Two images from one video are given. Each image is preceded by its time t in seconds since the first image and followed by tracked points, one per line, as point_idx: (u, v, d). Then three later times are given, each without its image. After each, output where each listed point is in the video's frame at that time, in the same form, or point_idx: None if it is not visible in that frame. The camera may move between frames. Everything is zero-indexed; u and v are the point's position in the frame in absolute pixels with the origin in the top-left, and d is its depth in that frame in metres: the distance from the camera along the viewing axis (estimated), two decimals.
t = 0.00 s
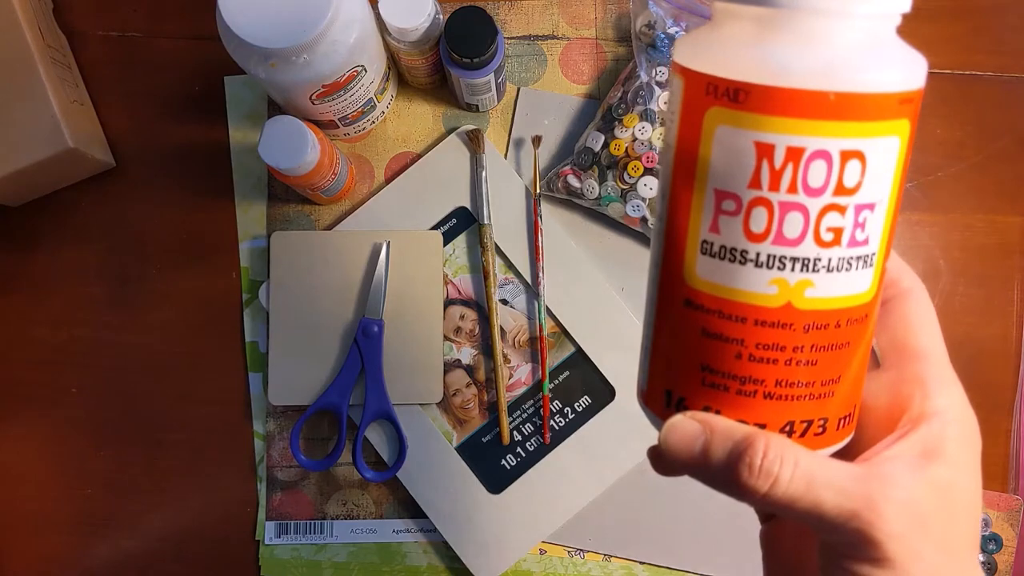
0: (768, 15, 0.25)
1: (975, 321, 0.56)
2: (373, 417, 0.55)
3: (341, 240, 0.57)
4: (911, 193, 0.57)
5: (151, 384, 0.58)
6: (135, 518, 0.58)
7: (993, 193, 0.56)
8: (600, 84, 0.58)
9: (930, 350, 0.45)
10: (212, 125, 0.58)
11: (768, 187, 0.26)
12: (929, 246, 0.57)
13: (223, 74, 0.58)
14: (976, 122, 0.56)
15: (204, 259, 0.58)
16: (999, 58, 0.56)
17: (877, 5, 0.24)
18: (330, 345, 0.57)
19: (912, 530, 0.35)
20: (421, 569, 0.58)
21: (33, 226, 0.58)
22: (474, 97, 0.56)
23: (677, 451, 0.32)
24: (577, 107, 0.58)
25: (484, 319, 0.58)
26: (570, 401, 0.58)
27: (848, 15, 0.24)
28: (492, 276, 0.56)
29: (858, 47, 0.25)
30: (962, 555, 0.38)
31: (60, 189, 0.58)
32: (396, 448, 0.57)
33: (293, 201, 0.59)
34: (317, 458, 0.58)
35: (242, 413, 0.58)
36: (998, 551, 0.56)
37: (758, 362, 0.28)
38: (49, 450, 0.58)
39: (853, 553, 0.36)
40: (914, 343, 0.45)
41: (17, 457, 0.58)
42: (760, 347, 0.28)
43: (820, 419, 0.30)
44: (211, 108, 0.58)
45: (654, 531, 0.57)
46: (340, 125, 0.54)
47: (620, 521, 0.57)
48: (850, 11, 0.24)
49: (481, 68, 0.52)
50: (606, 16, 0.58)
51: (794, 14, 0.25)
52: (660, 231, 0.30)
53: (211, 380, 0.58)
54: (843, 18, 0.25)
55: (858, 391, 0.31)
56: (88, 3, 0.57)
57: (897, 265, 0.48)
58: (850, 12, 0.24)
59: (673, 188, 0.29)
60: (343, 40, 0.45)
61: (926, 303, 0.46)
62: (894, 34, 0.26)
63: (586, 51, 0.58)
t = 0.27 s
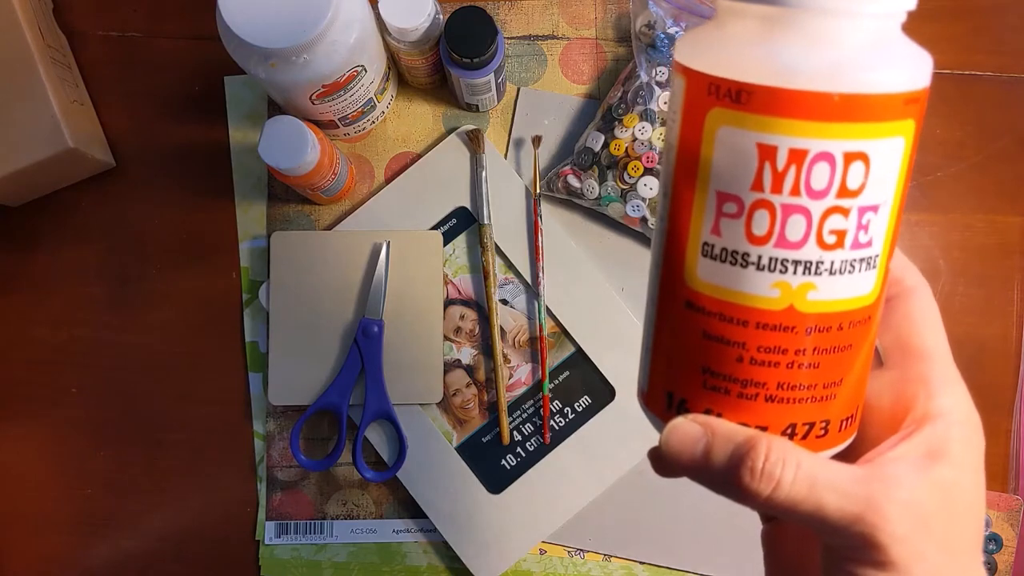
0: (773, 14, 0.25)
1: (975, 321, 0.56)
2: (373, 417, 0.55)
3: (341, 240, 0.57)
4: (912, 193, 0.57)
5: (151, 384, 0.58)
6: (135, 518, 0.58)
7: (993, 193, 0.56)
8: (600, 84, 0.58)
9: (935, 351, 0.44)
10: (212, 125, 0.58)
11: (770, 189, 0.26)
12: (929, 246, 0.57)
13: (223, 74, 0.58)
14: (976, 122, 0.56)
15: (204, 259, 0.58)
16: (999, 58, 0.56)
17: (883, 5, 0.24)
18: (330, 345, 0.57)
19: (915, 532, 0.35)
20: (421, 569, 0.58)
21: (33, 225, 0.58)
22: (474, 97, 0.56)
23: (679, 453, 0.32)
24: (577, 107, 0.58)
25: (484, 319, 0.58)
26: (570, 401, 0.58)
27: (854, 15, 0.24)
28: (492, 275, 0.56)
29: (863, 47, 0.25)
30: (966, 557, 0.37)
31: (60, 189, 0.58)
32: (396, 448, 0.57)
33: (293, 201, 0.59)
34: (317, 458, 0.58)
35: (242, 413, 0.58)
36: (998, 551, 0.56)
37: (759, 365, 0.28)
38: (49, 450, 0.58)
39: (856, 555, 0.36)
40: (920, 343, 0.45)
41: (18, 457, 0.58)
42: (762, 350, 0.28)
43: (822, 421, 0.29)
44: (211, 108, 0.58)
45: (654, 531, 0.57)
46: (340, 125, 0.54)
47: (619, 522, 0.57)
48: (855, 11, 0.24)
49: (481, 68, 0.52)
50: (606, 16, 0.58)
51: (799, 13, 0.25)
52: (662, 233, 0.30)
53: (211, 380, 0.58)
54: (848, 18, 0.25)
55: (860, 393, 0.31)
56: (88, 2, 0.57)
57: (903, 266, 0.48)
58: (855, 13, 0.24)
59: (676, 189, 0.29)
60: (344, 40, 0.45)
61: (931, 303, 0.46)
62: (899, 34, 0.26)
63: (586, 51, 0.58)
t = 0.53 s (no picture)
0: (772, 18, 0.25)
1: (975, 321, 0.56)
2: (373, 417, 0.55)
3: (341, 240, 0.57)
4: (911, 193, 0.57)
5: (151, 384, 0.58)
6: (135, 518, 0.58)
7: (993, 193, 0.56)
8: (600, 84, 0.58)
9: (932, 351, 0.44)
10: (212, 125, 0.58)
11: (768, 191, 0.26)
12: (929, 247, 0.57)
13: (223, 74, 0.58)
14: (976, 122, 0.56)
15: (204, 259, 0.58)
16: (999, 58, 0.56)
17: (879, 8, 0.24)
18: (330, 345, 0.57)
19: (914, 532, 0.35)
20: (421, 569, 0.58)
21: (33, 226, 0.58)
22: (474, 97, 0.56)
23: (679, 454, 0.32)
24: (577, 107, 0.58)
25: (484, 319, 0.58)
26: (570, 401, 0.58)
27: (851, 18, 0.24)
28: (492, 275, 0.56)
29: (859, 50, 0.25)
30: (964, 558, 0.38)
31: (60, 189, 0.58)
32: (396, 448, 0.57)
33: (293, 201, 0.59)
34: (317, 458, 0.58)
35: (242, 413, 0.58)
36: (997, 551, 0.56)
37: (758, 366, 0.28)
38: (49, 450, 0.58)
39: (854, 554, 0.36)
40: (918, 345, 0.45)
41: (18, 457, 0.58)
42: (760, 351, 0.28)
43: (821, 421, 0.29)
44: (211, 108, 0.58)
45: (654, 531, 0.57)
46: (340, 125, 0.54)
47: (619, 521, 0.57)
48: (851, 14, 0.24)
49: (481, 68, 0.52)
50: (606, 16, 0.58)
51: (795, 17, 0.25)
52: (661, 235, 0.30)
53: (211, 380, 0.58)
54: (844, 21, 0.25)
55: (858, 393, 0.31)
56: (88, 2, 0.57)
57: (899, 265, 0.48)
58: (851, 16, 0.24)
59: (674, 192, 0.29)
60: (344, 40, 0.45)
61: (927, 304, 0.46)
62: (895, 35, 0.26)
63: (586, 50, 0.58)
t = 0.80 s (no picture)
0: (768, 14, 0.25)
1: (975, 321, 0.56)
2: (373, 417, 0.55)
3: (341, 240, 0.57)
4: (911, 193, 0.57)
5: (151, 384, 0.58)
6: (134, 518, 0.58)
7: (993, 193, 0.56)
8: (600, 84, 0.58)
9: (925, 344, 0.45)
10: (212, 125, 0.58)
11: (765, 184, 0.26)
12: (929, 246, 0.57)
13: (223, 74, 0.58)
14: (976, 122, 0.56)
15: (204, 258, 0.58)
16: (999, 58, 0.56)
17: (873, 3, 0.24)
18: (330, 346, 0.57)
19: (912, 526, 0.35)
20: (421, 569, 0.58)
21: (33, 226, 0.58)
22: (474, 97, 0.56)
23: (676, 448, 0.32)
24: (577, 107, 0.58)
25: (484, 319, 0.58)
26: (570, 401, 0.58)
27: (845, 14, 0.24)
28: (492, 275, 0.56)
29: (854, 46, 0.25)
30: (962, 550, 0.38)
31: (60, 189, 0.58)
32: (396, 448, 0.57)
33: (294, 201, 0.59)
34: (317, 458, 0.58)
35: (242, 413, 0.58)
36: (998, 551, 0.56)
37: (756, 359, 0.28)
38: (49, 450, 0.58)
39: (851, 547, 0.36)
40: (912, 339, 0.45)
41: (18, 457, 0.58)
42: (758, 344, 0.28)
43: (818, 415, 0.29)
44: (211, 108, 0.58)
45: (654, 531, 0.57)
46: (340, 125, 0.54)
47: (619, 522, 0.57)
48: (847, 9, 0.24)
49: (482, 68, 0.52)
50: (606, 16, 0.58)
51: (791, 12, 0.25)
52: (658, 229, 0.30)
53: (211, 380, 0.58)
54: (839, 17, 0.25)
55: (855, 387, 0.31)
56: (88, 2, 0.57)
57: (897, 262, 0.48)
58: (846, 11, 0.24)
59: (671, 186, 0.29)
60: (344, 40, 0.45)
61: (922, 299, 0.46)
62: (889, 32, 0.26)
63: (586, 51, 0.58)
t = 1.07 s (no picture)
0: None
1: (975, 321, 0.56)
2: (373, 417, 0.55)
3: (341, 240, 0.57)
4: (911, 193, 0.57)
5: (151, 384, 0.58)
6: (134, 518, 0.58)
7: (993, 193, 0.56)
8: (600, 84, 0.58)
9: (923, 335, 0.45)
10: (212, 125, 0.58)
11: (772, 165, 0.26)
12: (929, 246, 0.57)
13: (223, 74, 0.58)
14: (976, 122, 0.56)
15: (204, 258, 0.58)
16: (999, 58, 0.56)
17: None
18: (330, 346, 0.57)
19: (915, 513, 0.35)
20: (421, 569, 0.58)
21: (33, 226, 0.58)
22: (474, 97, 0.56)
23: (681, 435, 0.32)
24: (577, 107, 0.58)
25: (484, 319, 0.58)
26: (570, 401, 0.58)
27: None
28: (492, 276, 0.56)
29: (857, 28, 0.25)
30: (960, 535, 0.38)
31: (60, 189, 0.58)
32: (396, 448, 0.57)
33: (294, 201, 0.59)
34: (317, 458, 0.58)
35: (242, 413, 0.58)
36: (998, 551, 0.56)
37: (762, 343, 0.28)
38: (49, 450, 0.58)
39: (854, 534, 0.36)
40: (910, 330, 0.45)
41: (18, 457, 0.58)
42: (764, 328, 0.28)
43: (823, 400, 0.29)
44: (211, 108, 0.58)
45: (654, 531, 0.57)
46: (340, 125, 0.54)
47: (620, 522, 0.57)
48: None
49: (481, 68, 0.52)
50: (606, 16, 0.58)
51: None
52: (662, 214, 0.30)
53: (211, 380, 0.58)
54: None
55: (858, 372, 0.31)
56: (88, 2, 0.57)
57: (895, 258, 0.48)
58: None
59: (675, 170, 0.29)
60: (344, 40, 0.45)
61: (920, 291, 0.47)
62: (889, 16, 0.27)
63: (586, 51, 0.58)
